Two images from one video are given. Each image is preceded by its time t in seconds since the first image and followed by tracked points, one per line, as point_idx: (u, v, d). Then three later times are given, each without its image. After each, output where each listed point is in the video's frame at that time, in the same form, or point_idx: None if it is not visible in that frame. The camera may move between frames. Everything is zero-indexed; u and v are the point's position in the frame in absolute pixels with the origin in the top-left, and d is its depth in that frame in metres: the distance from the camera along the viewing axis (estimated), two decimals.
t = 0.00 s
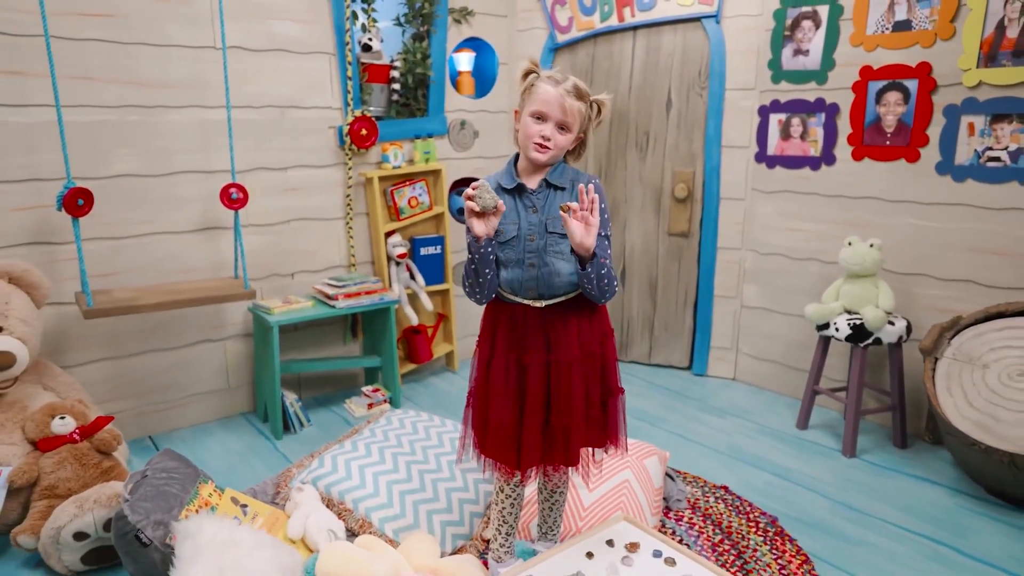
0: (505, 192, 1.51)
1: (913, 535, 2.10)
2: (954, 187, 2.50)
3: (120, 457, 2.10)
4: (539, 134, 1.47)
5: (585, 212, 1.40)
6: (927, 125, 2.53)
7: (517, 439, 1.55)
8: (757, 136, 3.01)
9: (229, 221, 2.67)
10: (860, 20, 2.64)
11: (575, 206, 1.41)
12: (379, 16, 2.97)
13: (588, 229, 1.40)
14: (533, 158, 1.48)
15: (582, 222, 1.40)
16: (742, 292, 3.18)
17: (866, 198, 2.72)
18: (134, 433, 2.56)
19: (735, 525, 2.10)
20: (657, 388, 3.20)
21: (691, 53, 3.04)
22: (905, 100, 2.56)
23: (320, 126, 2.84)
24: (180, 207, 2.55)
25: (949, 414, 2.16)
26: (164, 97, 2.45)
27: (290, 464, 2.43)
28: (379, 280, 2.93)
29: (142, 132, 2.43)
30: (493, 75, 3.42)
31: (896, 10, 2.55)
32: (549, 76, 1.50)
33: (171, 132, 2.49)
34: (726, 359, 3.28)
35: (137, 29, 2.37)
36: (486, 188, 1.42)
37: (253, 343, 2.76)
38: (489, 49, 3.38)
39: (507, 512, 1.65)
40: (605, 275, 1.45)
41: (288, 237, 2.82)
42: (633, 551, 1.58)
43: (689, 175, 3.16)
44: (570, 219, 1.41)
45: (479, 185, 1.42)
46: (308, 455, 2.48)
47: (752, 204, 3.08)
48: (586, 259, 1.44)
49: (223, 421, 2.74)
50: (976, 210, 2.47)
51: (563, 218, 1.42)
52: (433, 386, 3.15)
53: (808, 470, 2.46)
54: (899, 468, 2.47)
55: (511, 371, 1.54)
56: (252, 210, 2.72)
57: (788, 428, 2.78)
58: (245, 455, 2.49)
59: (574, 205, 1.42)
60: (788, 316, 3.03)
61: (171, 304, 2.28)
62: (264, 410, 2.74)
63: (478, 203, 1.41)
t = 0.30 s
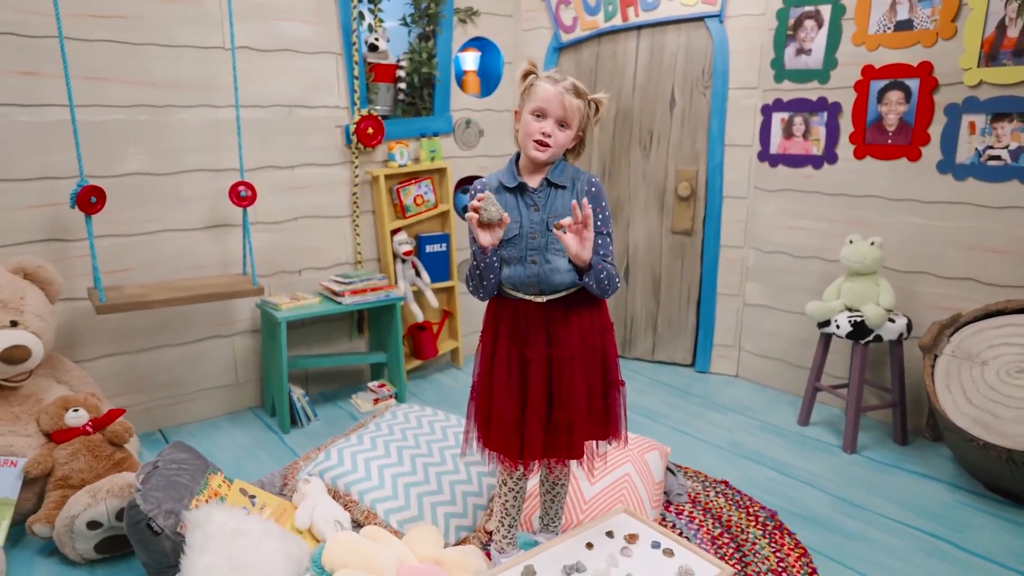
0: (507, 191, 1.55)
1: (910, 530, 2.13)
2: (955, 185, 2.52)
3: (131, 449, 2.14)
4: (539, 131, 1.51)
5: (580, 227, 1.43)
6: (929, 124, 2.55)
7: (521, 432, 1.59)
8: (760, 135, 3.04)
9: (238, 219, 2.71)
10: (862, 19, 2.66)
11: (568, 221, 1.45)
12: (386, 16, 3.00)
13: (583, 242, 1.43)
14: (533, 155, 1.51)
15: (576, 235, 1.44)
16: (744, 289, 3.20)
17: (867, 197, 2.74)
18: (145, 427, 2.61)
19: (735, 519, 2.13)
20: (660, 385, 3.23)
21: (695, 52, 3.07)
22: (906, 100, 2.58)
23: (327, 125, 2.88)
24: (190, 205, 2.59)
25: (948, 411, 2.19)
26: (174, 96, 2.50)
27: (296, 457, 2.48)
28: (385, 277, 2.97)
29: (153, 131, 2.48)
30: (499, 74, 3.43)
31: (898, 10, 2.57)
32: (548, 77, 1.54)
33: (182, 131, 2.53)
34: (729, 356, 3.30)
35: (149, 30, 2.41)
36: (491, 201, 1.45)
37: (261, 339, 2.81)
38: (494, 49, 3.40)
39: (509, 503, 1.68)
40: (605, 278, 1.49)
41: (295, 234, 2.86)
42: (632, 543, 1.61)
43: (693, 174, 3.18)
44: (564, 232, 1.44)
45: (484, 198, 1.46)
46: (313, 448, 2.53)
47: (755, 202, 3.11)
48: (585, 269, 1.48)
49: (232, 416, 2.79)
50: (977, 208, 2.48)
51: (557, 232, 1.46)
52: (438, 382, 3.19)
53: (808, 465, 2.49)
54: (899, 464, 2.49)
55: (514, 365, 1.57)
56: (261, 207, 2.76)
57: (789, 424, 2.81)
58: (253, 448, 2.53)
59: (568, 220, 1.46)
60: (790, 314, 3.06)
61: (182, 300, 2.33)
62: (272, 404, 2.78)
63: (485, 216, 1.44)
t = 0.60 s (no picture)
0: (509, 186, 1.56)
1: (912, 524, 2.14)
2: (960, 182, 2.52)
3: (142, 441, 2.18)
4: (542, 120, 1.52)
5: (580, 253, 1.44)
6: (934, 120, 2.55)
7: (521, 424, 1.61)
8: (766, 131, 3.05)
9: (246, 214, 2.74)
10: (868, 16, 2.66)
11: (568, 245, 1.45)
12: (392, 13, 3.00)
13: (582, 266, 1.45)
14: (537, 142, 1.52)
15: (575, 258, 1.46)
16: (749, 286, 3.22)
17: (872, 193, 2.75)
18: (155, 419, 2.65)
19: (737, 513, 2.15)
20: (664, 380, 3.25)
21: (700, 49, 3.08)
22: (912, 96, 2.58)
23: (335, 122, 2.90)
24: (199, 200, 2.63)
25: (950, 407, 2.20)
26: (185, 93, 2.53)
27: (303, 449, 2.51)
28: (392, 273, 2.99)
29: (164, 128, 2.51)
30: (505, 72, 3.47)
31: (903, 7, 2.57)
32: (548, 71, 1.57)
33: (191, 128, 2.56)
34: (734, 352, 3.32)
35: (159, 28, 2.44)
36: (494, 215, 1.47)
37: (269, 333, 2.84)
38: (500, 45, 3.42)
39: (511, 495, 1.71)
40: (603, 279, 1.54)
41: (303, 230, 2.89)
42: (633, 534, 1.63)
43: (698, 171, 3.20)
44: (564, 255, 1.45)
45: (487, 212, 1.46)
46: (320, 441, 2.57)
47: (760, 199, 3.12)
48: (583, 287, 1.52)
49: (240, 409, 2.83)
50: (981, 205, 2.49)
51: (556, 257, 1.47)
52: (445, 376, 3.22)
53: (810, 460, 2.50)
54: (902, 460, 2.50)
55: (515, 357, 1.59)
56: (269, 203, 2.79)
57: (793, 420, 2.82)
58: (261, 441, 2.57)
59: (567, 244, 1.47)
60: (795, 310, 3.07)
61: (191, 295, 2.36)
62: (280, 398, 2.82)
63: (489, 230, 1.46)
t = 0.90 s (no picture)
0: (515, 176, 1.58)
1: (915, 516, 2.16)
2: (968, 175, 2.52)
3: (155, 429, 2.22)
4: (544, 116, 1.55)
5: (591, 228, 1.47)
6: (942, 114, 2.55)
7: (528, 412, 1.63)
8: (773, 125, 3.05)
9: (257, 207, 2.77)
10: (877, 9, 2.65)
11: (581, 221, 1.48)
12: (401, 6, 3.01)
13: (595, 242, 1.47)
14: (540, 139, 1.55)
15: (588, 235, 1.48)
16: (755, 279, 3.23)
17: (879, 187, 2.75)
18: (167, 408, 2.68)
19: (741, 504, 2.18)
20: (670, 372, 3.27)
21: (708, 42, 3.08)
22: (920, 89, 2.58)
23: (343, 115, 2.92)
24: (210, 192, 2.65)
25: (954, 400, 2.21)
26: (196, 87, 2.55)
27: (313, 438, 2.55)
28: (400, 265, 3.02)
29: (175, 121, 2.53)
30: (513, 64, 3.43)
31: None
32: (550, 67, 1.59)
33: (202, 121, 2.59)
34: (740, 345, 3.33)
35: (170, 22, 2.46)
36: (497, 201, 1.48)
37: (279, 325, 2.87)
38: (508, 38, 3.41)
39: (517, 484, 1.73)
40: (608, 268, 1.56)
41: (312, 222, 2.92)
42: (638, 524, 1.66)
43: (705, 164, 3.20)
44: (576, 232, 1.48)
45: (491, 198, 1.48)
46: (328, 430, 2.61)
47: (767, 192, 3.12)
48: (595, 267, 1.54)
49: (251, 399, 2.86)
50: (989, 198, 2.48)
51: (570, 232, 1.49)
52: (452, 368, 3.25)
53: (815, 452, 2.52)
54: (907, 452, 2.51)
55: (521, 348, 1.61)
56: (279, 195, 2.82)
57: (798, 412, 2.83)
58: (271, 430, 2.60)
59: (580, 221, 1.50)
60: (801, 303, 3.07)
61: (203, 286, 2.39)
62: (289, 388, 2.85)
63: (492, 216, 1.48)
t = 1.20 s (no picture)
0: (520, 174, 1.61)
1: (916, 508, 2.18)
2: (971, 172, 2.53)
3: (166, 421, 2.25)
4: (550, 113, 1.57)
5: (592, 215, 1.51)
6: (946, 110, 2.56)
7: (536, 406, 1.66)
8: (778, 121, 3.06)
9: (265, 202, 2.80)
10: (881, 6, 2.66)
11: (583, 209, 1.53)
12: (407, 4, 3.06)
13: (595, 231, 1.51)
14: (545, 135, 1.57)
15: (590, 225, 1.52)
16: (758, 274, 3.25)
17: (882, 183, 2.77)
18: (176, 401, 2.72)
19: (744, 496, 2.20)
20: (674, 367, 3.29)
21: (713, 39, 3.09)
22: (924, 86, 2.59)
23: (350, 111, 2.95)
24: (219, 188, 2.68)
25: (956, 394, 2.23)
26: (205, 83, 2.58)
27: (321, 431, 2.58)
28: (407, 260, 3.04)
29: (185, 117, 2.56)
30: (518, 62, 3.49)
31: None
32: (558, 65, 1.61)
33: (211, 118, 2.62)
34: (743, 340, 3.35)
35: (179, 19, 2.49)
36: (510, 199, 1.51)
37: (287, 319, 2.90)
38: (514, 35, 3.46)
39: (524, 475, 1.76)
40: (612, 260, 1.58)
41: (319, 217, 2.95)
42: (643, 515, 1.68)
43: (709, 160, 3.22)
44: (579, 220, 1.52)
45: (504, 195, 1.51)
46: (335, 423, 2.64)
47: (771, 188, 3.14)
48: (594, 256, 1.56)
49: (259, 392, 2.89)
50: (992, 195, 2.50)
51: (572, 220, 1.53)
52: (458, 362, 3.28)
53: (817, 446, 2.55)
54: (909, 446, 2.53)
55: (529, 342, 1.63)
56: (287, 191, 2.84)
57: (801, 407, 2.86)
58: (280, 423, 2.64)
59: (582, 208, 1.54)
60: (804, 298, 3.09)
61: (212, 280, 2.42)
62: (298, 382, 2.89)
63: (506, 213, 1.50)
